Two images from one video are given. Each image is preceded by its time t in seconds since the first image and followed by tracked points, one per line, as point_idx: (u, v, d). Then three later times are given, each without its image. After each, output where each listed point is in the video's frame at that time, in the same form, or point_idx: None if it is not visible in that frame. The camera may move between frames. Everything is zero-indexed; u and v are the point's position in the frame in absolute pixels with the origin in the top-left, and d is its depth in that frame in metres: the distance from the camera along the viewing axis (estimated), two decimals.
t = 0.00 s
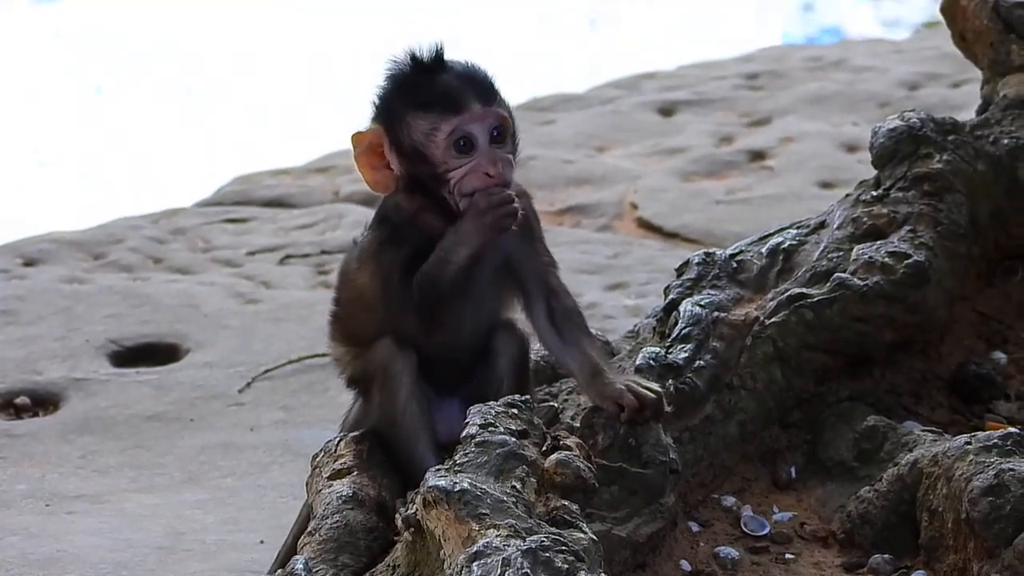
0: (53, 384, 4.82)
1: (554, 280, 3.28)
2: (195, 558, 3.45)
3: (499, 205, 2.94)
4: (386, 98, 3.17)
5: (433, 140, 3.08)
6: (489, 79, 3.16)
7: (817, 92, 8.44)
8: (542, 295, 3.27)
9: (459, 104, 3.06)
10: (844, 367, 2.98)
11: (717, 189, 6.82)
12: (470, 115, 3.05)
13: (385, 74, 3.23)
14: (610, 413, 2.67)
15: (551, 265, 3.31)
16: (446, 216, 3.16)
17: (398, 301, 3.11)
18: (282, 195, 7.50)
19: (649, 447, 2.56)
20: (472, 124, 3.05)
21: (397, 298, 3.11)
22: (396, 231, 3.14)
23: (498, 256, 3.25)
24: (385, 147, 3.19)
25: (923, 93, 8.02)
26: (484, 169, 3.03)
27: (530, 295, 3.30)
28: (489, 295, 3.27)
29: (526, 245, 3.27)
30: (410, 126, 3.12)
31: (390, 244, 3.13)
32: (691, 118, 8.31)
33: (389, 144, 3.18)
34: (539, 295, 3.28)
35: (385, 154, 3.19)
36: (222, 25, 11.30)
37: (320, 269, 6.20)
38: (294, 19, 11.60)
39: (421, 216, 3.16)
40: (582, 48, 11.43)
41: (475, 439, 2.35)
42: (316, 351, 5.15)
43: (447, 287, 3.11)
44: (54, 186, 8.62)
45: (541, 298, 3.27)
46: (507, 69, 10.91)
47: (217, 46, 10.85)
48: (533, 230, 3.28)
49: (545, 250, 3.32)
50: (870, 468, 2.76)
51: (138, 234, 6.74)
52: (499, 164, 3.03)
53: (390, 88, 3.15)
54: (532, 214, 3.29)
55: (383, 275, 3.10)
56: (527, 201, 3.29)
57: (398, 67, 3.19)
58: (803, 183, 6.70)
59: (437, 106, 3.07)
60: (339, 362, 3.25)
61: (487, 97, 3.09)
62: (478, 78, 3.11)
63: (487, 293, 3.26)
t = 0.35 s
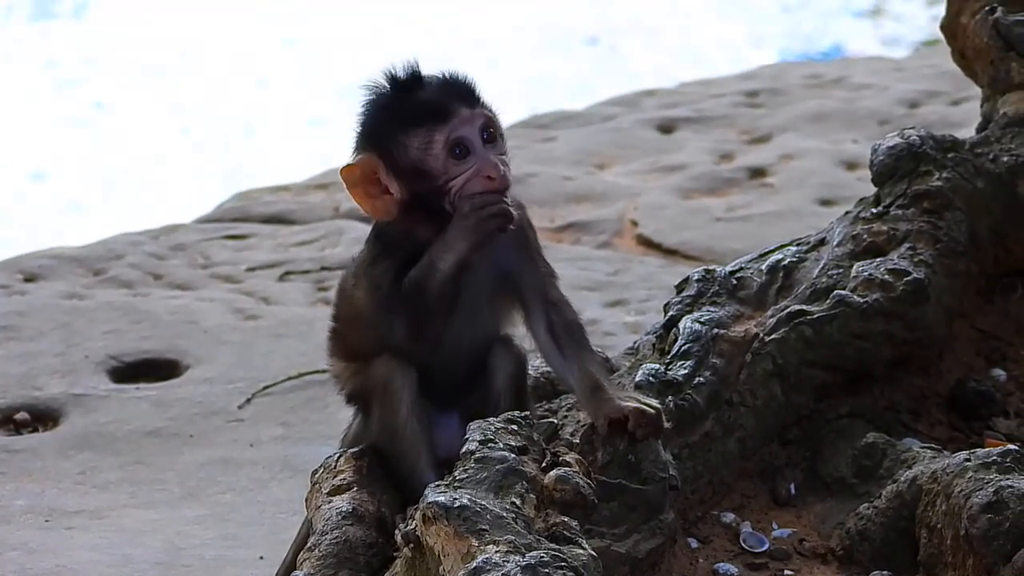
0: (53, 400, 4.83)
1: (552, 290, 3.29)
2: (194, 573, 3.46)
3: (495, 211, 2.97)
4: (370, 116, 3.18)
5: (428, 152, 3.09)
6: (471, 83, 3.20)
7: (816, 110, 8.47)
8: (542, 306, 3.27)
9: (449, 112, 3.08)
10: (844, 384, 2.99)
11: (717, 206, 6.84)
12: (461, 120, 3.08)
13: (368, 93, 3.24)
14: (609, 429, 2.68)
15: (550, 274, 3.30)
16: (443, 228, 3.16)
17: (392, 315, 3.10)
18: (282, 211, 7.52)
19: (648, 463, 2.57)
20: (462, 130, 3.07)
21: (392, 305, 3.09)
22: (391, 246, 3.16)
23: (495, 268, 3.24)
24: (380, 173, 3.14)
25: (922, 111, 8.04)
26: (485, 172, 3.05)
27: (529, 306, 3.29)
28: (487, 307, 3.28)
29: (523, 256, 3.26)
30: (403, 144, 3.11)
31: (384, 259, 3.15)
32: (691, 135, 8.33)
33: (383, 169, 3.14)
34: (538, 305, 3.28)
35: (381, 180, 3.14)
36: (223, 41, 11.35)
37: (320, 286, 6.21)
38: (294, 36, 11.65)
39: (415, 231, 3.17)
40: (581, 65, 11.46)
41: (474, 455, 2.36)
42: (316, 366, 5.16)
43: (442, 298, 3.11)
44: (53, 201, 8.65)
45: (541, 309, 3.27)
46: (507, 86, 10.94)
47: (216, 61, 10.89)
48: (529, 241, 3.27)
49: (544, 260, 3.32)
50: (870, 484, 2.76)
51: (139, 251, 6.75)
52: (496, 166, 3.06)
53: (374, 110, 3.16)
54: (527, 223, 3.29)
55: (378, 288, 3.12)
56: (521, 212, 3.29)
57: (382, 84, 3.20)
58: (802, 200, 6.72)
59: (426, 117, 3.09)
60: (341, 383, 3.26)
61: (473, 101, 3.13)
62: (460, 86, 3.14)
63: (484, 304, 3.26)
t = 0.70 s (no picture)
0: (53, 399, 4.83)
1: (543, 291, 3.29)
2: (194, 572, 3.46)
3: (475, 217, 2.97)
4: (350, 126, 3.18)
5: (410, 158, 3.09)
6: (451, 89, 3.21)
7: (816, 110, 8.48)
8: (533, 308, 3.28)
9: (430, 118, 3.09)
10: (844, 384, 2.99)
11: (717, 206, 6.84)
12: (443, 126, 3.08)
13: (349, 103, 3.24)
14: (607, 431, 2.68)
15: (540, 276, 3.31)
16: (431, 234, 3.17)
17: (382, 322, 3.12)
18: (282, 211, 7.52)
19: (648, 462, 2.57)
20: (443, 135, 3.08)
21: (382, 312, 3.11)
22: (381, 252, 3.19)
23: (485, 272, 3.26)
24: (363, 181, 3.12)
25: (922, 111, 8.05)
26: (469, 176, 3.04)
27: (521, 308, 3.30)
28: (478, 311, 3.29)
29: (512, 259, 3.28)
30: (385, 152, 3.11)
31: (374, 267, 3.19)
32: (691, 135, 8.33)
33: (366, 176, 3.12)
34: (528, 307, 3.28)
35: (364, 188, 3.12)
36: (223, 40, 11.36)
37: (320, 285, 6.21)
38: (293, 37, 11.65)
39: (402, 238, 3.18)
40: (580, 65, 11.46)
41: (475, 454, 2.36)
42: (317, 365, 5.16)
43: (431, 303, 3.12)
44: (53, 200, 8.65)
45: (533, 312, 3.27)
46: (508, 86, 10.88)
47: (215, 61, 10.89)
48: (517, 244, 3.28)
49: (534, 262, 3.33)
50: (871, 484, 2.76)
51: (139, 250, 6.75)
52: (479, 170, 3.06)
53: (354, 119, 3.16)
54: (515, 226, 3.29)
55: (368, 296, 3.14)
56: (506, 214, 3.31)
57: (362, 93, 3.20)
58: (802, 200, 6.73)
59: (406, 124, 3.09)
60: (338, 392, 3.29)
61: (453, 106, 3.14)
62: (440, 91, 3.15)
63: (475, 308, 3.28)
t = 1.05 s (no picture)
0: (52, 399, 4.82)
1: (543, 288, 3.28)
2: (193, 572, 3.46)
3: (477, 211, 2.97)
4: (352, 121, 3.18)
5: (412, 152, 3.09)
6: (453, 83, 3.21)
7: (814, 107, 8.48)
8: (533, 304, 3.27)
9: (432, 112, 3.09)
10: (842, 381, 3.00)
11: (715, 204, 6.84)
12: (445, 120, 3.09)
13: (350, 98, 3.25)
14: (605, 428, 2.68)
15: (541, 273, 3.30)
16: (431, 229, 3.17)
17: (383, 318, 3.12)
18: (280, 210, 7.52)
19: (647, 460, 2.57)
20: (444, 129, 3.08)
21: (384, 308, 3.12)
22: (381, 249, 3.19)
23: (485, 267, 3.25)
24: (365, 175, 3.11)
25: (920, 108, 8.05)
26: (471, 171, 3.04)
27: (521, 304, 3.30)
28: (477, 306, 3.30)
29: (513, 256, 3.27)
30: (387, 146, 3.12)
31: (375, 264, 3.18)
32: (688, 132, 8.33)
33: (368, 171, 3.11)
34: (529, 303, 3.28)
35: (366, 182, 3.11)
36: (221, 41, 11.35)
37: (319, 284, 6.21)
38: (290, 37, 11.65)
39: (403, 234, 3.19)
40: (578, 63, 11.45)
41: (474, 452, 2.36)
42: (315, 364, 5.16)
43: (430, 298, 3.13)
44: (52, 201, 8.64)
45: (534, 308, 3.27)
46: (506, 84, 10.88)
47: (213, 61, 10.90)
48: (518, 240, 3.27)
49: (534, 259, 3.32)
50: (869, 480, 2.76)
51: (137, 250, 6.75)
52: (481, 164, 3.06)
53: (357, 113, 3.17)
54: (515, 222, 3.28)
55: (367, 292, 3.15)
56: (507, 210, 3.30)
57: (365, 87, 3.21)
58: (800, 197, 6.73)
59: (408, 118, 3.10)
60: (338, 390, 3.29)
61: (455, 101, 3.14)
62: (442, 86, 3.15)
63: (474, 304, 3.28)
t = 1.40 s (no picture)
0: (51, 400, 4.82)
1: (544, 290, 3.29)
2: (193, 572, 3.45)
3: (491, 220, 2.98)
4: (372, 112, 3.17)
5: (431, 152, 3.08)
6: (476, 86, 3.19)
7: (812, 105, 8.48)
8: (535, 306, 3.28)
9: (456, 115, 3.08)
10: (840, 380, 3.00)
11: (714, 203, 6.84)
12: (468, 124, 3.07)
13: (372, 87, 3.23)
14: (606, 428, 2.68)
15: (543, 276, 3.32)
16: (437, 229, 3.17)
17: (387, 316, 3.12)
18: (279, 210, 7.52)
19: (646, 459, 2.57)
20: (467, 132, 3.07)
21: (388, 306, 3.13)
22: (386, 247, 3.19)
23: (488, 268, 3.26)
24: (379, 167, 3.11)
25: (918, 107, 8.06)
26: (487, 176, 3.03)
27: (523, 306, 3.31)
28: (479, 307, 3.30)
29: (515, 258, 3.28)
30: (407, 143, 3.11)
31: (379, 261, 3.18)
32: (687, 131, 8.33)
33: (383, 163, 3.12)
34: (530, 306, 3.29)
35: (379, 175, 3.11)
36: (220, 41, 11.35)
37: (318, 284, 6.21)
38: (289, 37, 11.66)
39: (410, 232, 3.19)
40: (578, 62, 11.46)
41: (473, 452, 2.36)
42: (314, 365, 5.15)
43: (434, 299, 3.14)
44: (51, 201, 8.63)
45: (535, 310, 3.28)
46: (504, 83, 10.88)
47: (212, 61, 10.91)
48: (521, 243, 3.28)
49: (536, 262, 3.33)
50: (868, 479, 2.76)
51: (135, 250, 6.75)
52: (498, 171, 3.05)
53: (378, 106, 3.15)
54: (519, 225, 3.30)
55: (371, 290, 3.15)
56: (513, 212, 3.32)
57: (388, 81, 3.19)
58: (799, 196, 6.73)
59: (430, 118, 3.08)
60: (335, 385, 3.28)
61: (478, 105, 3.13)
62: (466, 88, 3.13)
63: (476, 305, 3.29)
